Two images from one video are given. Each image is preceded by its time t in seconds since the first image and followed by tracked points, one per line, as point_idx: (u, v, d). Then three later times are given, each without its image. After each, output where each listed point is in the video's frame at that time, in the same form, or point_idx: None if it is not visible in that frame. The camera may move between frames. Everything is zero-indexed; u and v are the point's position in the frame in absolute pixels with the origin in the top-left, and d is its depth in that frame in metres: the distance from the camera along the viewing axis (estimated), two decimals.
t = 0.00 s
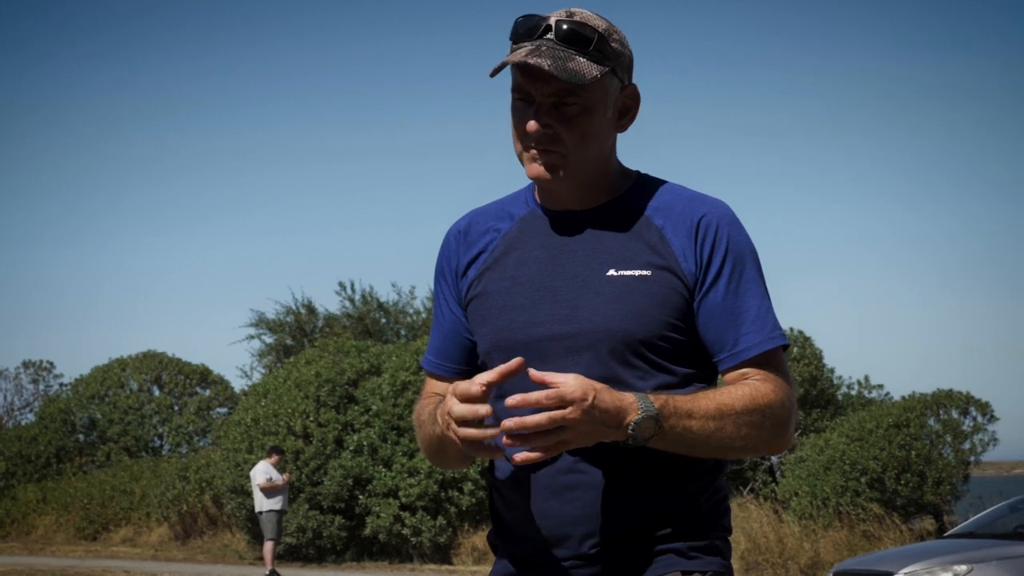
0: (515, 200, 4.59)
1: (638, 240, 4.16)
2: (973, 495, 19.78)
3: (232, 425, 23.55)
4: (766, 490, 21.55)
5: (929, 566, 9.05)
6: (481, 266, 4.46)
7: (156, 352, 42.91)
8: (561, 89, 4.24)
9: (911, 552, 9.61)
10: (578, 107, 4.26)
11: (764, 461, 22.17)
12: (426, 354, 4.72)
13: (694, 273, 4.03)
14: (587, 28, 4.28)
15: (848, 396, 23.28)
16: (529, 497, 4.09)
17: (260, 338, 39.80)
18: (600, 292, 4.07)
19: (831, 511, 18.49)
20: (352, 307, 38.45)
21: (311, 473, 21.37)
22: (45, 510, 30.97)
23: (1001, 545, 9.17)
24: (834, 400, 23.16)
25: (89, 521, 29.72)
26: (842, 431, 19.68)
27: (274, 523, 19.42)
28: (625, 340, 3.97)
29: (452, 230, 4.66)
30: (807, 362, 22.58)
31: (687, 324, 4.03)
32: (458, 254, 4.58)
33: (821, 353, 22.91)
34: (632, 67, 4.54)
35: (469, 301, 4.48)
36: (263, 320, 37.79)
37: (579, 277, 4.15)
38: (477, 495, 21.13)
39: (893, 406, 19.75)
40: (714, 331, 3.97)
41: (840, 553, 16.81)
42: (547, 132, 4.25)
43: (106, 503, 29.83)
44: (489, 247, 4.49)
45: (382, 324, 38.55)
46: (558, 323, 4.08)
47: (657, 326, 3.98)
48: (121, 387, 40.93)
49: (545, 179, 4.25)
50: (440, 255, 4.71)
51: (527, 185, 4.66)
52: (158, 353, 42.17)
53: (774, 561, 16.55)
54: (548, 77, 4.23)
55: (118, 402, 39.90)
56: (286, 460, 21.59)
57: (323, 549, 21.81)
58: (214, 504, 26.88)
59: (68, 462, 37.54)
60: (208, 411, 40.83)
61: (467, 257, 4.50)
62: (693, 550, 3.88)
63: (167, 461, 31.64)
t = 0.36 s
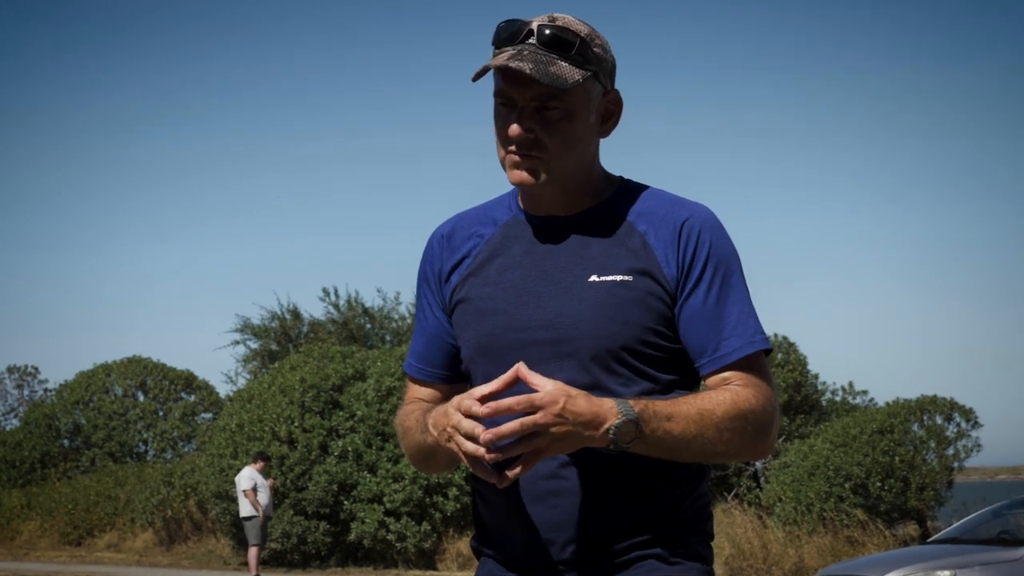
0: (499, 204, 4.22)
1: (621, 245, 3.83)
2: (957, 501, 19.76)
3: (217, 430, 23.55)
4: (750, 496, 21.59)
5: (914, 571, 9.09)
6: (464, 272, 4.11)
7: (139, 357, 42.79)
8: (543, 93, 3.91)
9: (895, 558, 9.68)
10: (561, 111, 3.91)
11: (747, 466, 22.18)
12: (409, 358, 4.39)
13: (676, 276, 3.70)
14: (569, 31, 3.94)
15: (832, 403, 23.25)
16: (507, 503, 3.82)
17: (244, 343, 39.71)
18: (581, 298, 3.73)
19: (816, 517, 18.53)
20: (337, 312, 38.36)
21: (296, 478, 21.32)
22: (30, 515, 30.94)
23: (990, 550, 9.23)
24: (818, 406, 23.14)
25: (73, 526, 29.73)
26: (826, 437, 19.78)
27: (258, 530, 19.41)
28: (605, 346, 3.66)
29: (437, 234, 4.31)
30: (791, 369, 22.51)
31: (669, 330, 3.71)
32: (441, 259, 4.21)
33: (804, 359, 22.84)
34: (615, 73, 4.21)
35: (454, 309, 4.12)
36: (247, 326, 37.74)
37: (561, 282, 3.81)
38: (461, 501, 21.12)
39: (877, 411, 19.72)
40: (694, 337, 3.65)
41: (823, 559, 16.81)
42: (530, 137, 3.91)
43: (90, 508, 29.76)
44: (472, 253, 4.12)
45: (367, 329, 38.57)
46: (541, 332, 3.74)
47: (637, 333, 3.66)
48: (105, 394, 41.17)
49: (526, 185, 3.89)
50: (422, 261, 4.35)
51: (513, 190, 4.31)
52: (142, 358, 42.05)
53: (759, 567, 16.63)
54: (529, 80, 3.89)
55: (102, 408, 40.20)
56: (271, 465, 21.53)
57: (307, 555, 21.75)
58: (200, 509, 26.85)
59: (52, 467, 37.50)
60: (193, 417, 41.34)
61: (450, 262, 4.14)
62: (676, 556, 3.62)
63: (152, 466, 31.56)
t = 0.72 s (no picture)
0: (487, 204, 4.04)
1: (609, 248, 3.67)
2: (942, 504, 19.69)
3: (202, 431, 23.56)
4: (736, 497, 21.58)
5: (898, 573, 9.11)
6: (451, 273, 3.90)
7: (126, 357, 42.77)
8: (531, 97, 3.73)
9: (879, 560, 9.71)
10: (549, 117, 3.73)
11: (733, 468, 22.16)
12: (388, 355, 4.15)
13: (661, 279, 3.56)
14: (557, 36, 3.76)
15: (817, 404, 23.22)
16: (490, 504, 3.66)
17: (231, 344, 39.63)
18: (568, 301, 3.58)
19: (800, 519, 18.51)
20: (322, 313, 38.20)
21: (281, 480, 21.32)
22: (15, 516, 30.86)
23: (977, 551, 9.31)
24: (804, 407, 23.06)
25: (59, 527, 29.71)
26: (812, 438, 19.69)
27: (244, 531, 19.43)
28: (588, 348, 3.53)
29: (424, 231, 4.09)
30: (777, 370, 22.43)
31: (655, 332, 3.58)
32: (428, 257, 4.00)
33: (790, 361, 22.76)
34: (605, 80, 4.02)
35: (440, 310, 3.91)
36: (233, 327, 37.67)
37: (548, 284, 3.66)
38: (447, 502, 20.96)
39: (863, 414, 19.67)
40: (678, 340, 3.51)
41: (809, 561, 16.84)
42: (518, 143, 3.73)
43: (75, 509, 29.74)
44: (460, 253, 3.93)
45: (352, 331, 38.36)
46: (528, 337, 3.59)
47: (624, 336, 3.53)
48: (91, 394, 40.63)
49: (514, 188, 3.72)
50: (408, 257, 4.12)
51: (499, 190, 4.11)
52: (128, 358, 41.91)
53: (743, 569, 16.77)
54: (516, 86, 3.72)
55: (88, 408, 39.76)
56: (257, 466, 21.54)
57: (293, 556, 21.75)
58: (185, 510, 26.79)
59: (37, 468, 37.56)
60: (179, 418, 41.11)
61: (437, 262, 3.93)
62: (661, 557, 3.47)
63: (138, 466, 31.46)
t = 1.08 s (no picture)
0: (487, 206, 4.01)
1: (608, 249, 3.62)
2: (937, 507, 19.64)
3: (196, 433, 23.57)
4: (730, 501, 21.55)
5: None
6: (449, 273, 3.87)
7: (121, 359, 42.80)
8: (536, 91, 3.71)
9: (874, 564, 9.73)
10: (554, 112, 3.71)
11: (727, 472, 22.15)
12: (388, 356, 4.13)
13: (662, 281, 3.51)
14: (564, 32, 3.75)
15: (812, 408, 23.19)
16: (486, 506, 3.64)
17: (225, 347, 39.60)
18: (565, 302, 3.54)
19: (795, 522, 18.77)
20: (316, 316, 38.12)
21: (276, 482, 21.33)
22: (9, 519, 30.85)
23: (971, 556, 9.33)
24: (798, 411, 23.00)
25: (53, 528, 29.73)
26: (806, 442, 19.69)
27: (238, 533, 19.44)
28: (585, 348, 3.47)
29: (423, 233, 4.08)
30: (771, 374, 22.36)
31: (653, 334, 3.53)
32: (427, 258, 3.99)
33: (784, 365, 22.70)
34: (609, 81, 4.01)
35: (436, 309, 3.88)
36: (227, 329, 37.64)
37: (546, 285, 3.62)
38: (441, 505, 20.85)
39: (857, 417, 19.62)
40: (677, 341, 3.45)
41: (802, 565, 16.85)
42: (522, 138, 3.70)
43: (70, 511, 29.76)
44: (458, 253, 3.90)
45: (347, 333, 38.28)
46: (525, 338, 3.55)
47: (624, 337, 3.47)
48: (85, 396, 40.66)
49: (516, 183, 3.69)
50: (408, 258, 4.10)
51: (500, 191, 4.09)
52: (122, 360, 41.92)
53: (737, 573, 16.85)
54: (522, 79, 3.70)
55: (82, 411, 39.72)
56: (251, 468, 21.55)
57: (287, 559, 21.74)
58: (178, 513, 26.77)
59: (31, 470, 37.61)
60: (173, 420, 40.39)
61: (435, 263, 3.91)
62: (655, 560, 3.47)
63: (132, 469, 31.42)
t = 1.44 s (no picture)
0: (483, 207, 3.99)
1: (604, 253, 3.60)
2: (930, 511, 19.62)
3: (188, 433, 23.58)
4: (722, 503, 21.55)
5: None
6: (445, 273, 3.86)
7: (116, 358, 42.83)
8: (547, 81, 3.71)
9: (868, 568, 9.72)
10: (562, 106, 3.71)
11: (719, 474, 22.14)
12: (385, 357, 4.12)
13: (659, 288, 3.50)
14: (578, 29, 3.78)
15: (805, 411, 23.19)
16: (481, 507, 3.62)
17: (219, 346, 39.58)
18: (561, 305, 3.52)
19: (787, 525, 18.81)
20: (311, 316, 38.13)
21: (269, 482, 21.33)
22: (2, 517, 30.84)
23: (960, 560, 9.36)
24: (791, 414, 22.99)
25: (45, 527, 29.72)
26: (799, 445, 19.70)
27: (230, 532, 19.41)
28: (581, 351, 3.44)
29: (418, 235, 4.06)
30: (764, 377, 22.36)
31: (648, 339, 3.50)
32: (422, 257, 3.96)
33: (777, 368, 22.69)
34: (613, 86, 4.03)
35: (432, 310, 3.86)
36: (221, 329, 37.63)
37: (543, 288, 3.60)
38: (433, 506, 20.83)
39: (850, 421, 19.59)
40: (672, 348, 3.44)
41: (794, 567, 16.86)
42: (530, 129, 3.70)
43: (62, 510, 29.76)
44: (455, 254, 3.87)
45: (341, 334, 38.26)
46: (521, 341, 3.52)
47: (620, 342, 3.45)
48: (79, 395, 40.79)
49: (520, 175, 3.68)
50: (405, 258, 4.09)
51: (497, 192, 4.08)
52: (116, 359, 41.91)
53: None
54: (535, 68, 3.71)
55: (76, 409, 39.73)
56: (244, 468, 21.54)
57: (279, 558, 21.81)
58: (171, 512, 26.76)
59: (24, 468, 37.59)
60: (165, 419, 40.48)
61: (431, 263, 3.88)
62: (650, 562, 3.44)
63: (125, 467, 31.39)
